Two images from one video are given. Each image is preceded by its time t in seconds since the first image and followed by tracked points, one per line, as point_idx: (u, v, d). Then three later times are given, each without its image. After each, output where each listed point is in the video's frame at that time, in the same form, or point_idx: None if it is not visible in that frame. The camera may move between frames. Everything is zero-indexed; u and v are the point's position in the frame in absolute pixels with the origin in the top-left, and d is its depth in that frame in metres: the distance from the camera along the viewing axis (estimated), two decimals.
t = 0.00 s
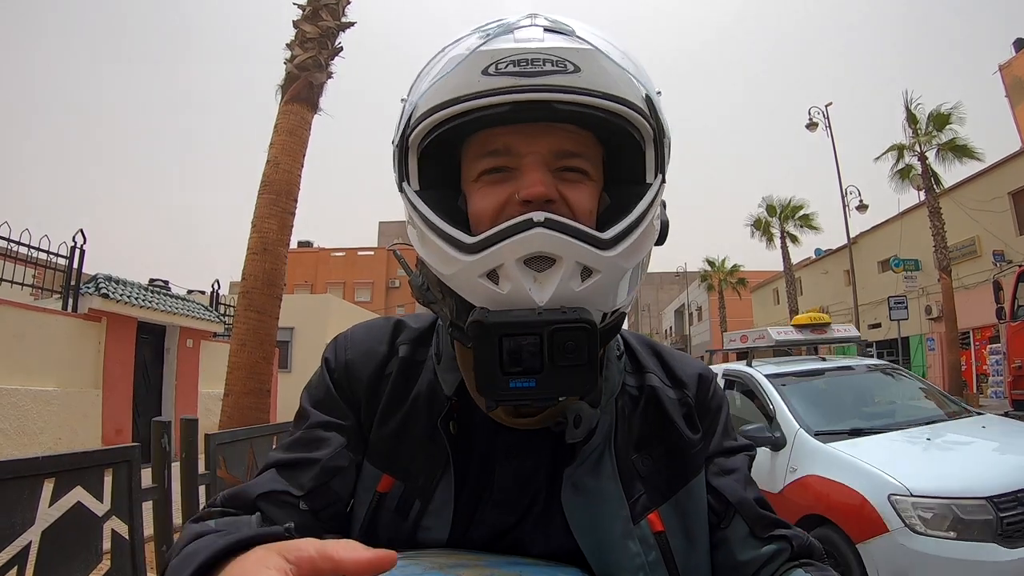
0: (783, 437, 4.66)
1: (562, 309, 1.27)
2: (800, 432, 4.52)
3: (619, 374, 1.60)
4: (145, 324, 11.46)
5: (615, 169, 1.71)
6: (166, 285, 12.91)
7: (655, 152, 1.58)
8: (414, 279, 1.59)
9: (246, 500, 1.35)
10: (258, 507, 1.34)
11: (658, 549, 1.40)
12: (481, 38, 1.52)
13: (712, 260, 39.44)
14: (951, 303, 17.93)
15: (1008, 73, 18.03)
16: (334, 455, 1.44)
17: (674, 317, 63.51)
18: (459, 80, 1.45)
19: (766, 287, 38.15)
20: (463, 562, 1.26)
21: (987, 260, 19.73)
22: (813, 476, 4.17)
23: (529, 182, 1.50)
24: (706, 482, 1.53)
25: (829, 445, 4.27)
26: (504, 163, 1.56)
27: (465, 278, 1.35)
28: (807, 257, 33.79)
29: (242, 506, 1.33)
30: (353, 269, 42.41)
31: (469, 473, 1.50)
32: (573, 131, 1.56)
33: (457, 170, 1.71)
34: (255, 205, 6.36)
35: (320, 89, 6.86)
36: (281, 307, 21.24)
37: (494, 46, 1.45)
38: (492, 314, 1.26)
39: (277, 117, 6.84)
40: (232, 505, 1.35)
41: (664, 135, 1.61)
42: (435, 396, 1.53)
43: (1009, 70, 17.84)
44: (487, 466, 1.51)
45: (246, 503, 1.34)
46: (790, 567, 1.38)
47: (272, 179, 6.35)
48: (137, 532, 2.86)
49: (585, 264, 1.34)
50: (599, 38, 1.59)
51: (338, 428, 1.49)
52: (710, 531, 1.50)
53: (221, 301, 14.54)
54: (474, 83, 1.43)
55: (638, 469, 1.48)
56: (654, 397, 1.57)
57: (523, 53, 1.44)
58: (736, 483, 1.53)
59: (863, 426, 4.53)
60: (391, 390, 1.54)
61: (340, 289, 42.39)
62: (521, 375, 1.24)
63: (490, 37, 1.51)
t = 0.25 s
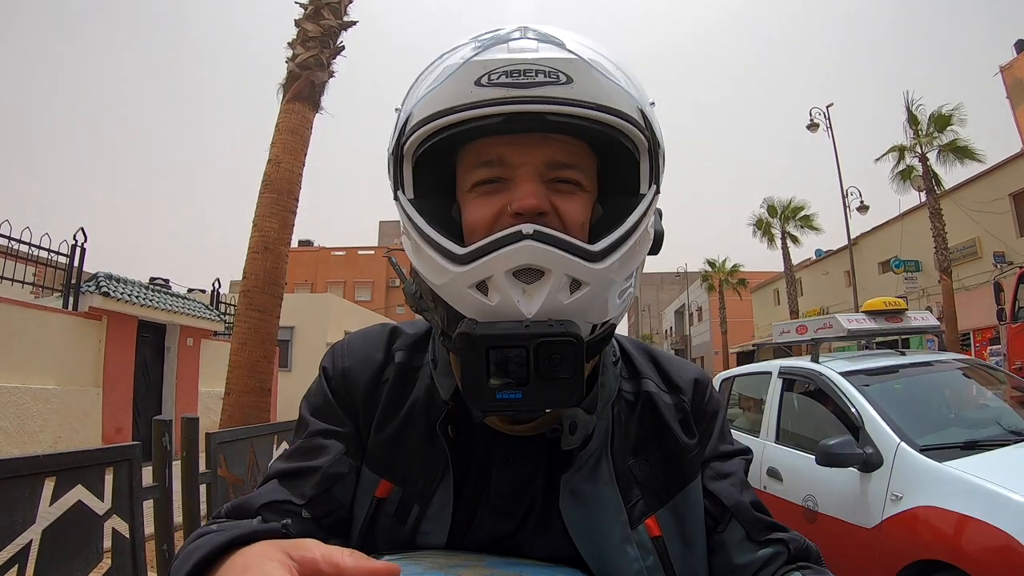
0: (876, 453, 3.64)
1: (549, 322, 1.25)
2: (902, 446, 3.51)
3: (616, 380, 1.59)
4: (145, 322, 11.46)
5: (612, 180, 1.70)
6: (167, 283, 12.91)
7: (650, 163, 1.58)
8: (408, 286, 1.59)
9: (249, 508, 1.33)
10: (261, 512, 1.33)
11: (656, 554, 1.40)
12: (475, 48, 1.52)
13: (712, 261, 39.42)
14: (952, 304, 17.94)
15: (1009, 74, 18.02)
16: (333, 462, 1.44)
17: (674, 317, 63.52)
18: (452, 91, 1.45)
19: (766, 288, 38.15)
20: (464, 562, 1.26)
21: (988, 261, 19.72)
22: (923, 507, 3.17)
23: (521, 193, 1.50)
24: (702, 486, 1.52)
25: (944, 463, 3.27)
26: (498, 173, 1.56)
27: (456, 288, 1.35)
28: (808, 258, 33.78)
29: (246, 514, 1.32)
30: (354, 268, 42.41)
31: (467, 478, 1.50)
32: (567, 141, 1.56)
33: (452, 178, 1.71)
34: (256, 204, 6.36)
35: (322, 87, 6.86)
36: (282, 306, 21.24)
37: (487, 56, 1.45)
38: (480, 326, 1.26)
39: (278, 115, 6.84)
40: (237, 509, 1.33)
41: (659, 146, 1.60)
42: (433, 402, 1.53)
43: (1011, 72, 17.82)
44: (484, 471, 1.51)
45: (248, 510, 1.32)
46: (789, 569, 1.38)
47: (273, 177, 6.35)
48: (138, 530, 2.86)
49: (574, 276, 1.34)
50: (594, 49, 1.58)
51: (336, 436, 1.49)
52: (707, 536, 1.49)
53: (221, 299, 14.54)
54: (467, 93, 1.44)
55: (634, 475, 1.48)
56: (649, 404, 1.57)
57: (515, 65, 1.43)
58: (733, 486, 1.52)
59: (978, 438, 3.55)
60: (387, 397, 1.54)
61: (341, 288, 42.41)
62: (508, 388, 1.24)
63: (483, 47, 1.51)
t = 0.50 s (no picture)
0: None
1: (551, 321, 1.26)
2: None
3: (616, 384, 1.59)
4: (145, 320, 11.45)
5: (611, 182, 1.71)
6: (167, 282, 12.90)
7: (649, 164, 1.58)
8: (406, 289, 1.59)
9: (249, 514, 1.34)
10: (261, 515, 1.33)
11: (655, 558, 1.40)
12: (474, 48, 1.53)
13: (712, 261, 39.42)
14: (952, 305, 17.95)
15: (1010, 75, 17.99)
16: (332, 467, 1.45)
17: (674, 317, 63.55)
18: (451, 92, 1.45)
19: (766, 288, 38.15)
20: (464, 563, 1.25)
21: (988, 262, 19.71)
22: None
23: (521, 195, 1.49)
24: (702, 491, 1.52)
25: None
26: (497, 174, 1.55)
27: (456, 288, 1.35)
28: (808, 258, 33.78)
29: (245, 519, 1.32)
30: (354, 267, 42.42)
31: (467, 483, 1.50)
32: (567, 143, 1.56)
33: (451, 180, 1.71)
34: (256, 203, 6.35)
35: (322, 86, 6.86)
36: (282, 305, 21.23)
37: (486, 57, 1.46)
38: (481, 324, 1.25)
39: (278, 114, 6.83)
40: (238, 513, 1.33)
41: (658, 147, 1.60)
42: (432, 406, 1.53)
43: (1011, 72, 17.80)
44: (484, 475, 1.51)
45: (248, 515, 1.32)
46: None
47: (273, 176, 6.35)
48: (137, 528, 2.86)
49: (577, 276, 1.34)
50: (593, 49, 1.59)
51: (335, 440, 1.49)
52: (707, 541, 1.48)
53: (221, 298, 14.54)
54: (467, 93, 1.44)
55: (634, 479, 1.48)
56: (650, 407, 1.57)
57: (514, 64, 1.44)
58: (733, 492, 1.52)
59: None
60: (386, 400, 1.54)
61: (341, 287, 42.42)
62: (511, 386, 1.25)
63: (483, 48, 1.52)
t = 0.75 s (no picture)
0: None
1: (568, 336, 1.27)
2: None
3: (618, 384, 1.60)
4: (145, 320, 11.45)
5: (622, 187, 1.71)
6: (167, 281, 12.90)
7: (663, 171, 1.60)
8: (413, 289, 1.59)
9: (250, 514, 1.35)
10: (262, 515, 1.34)
11: (656, 558, 1.40)
12: (493, 47, 1.53)
13: (712, 261, 39.43)
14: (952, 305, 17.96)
15: (1010, 75, 17.96)
16: (333, 465, 1.45)
17: (674, 317, 63.57)
18: (470, 92, 1.45)
19: (766, 288, 38.17)
20: (463, 562, 1.26)
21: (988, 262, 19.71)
22: None
23: (537, 200, 1.50)
24: (703, 491, 1.51)
25: None
26: (512, 176, 1.55)
27: (470, 295, 1.34)
28: (808, 258, 33.80)
29: (246, 519, 1.33)
30: (354, 267, 42.43)
31: (467, 481, 1.50)
32: (584, 147, 1.56)
33: (461, 180, 1.70)
34: (256, 203, 6.36)
35: (322, 86, 6.86)
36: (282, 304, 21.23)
37: (508, 57, 1.46)
38: (499, 338, 1.26)
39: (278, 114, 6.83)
40: (239, 512, 1.35)
41: (671, 154, 1.62)
42: (433, 404, 1.53)
43: (1011, 72, 17.79)
44: (484, 473, 1.51)
45: (249, 515, 1.34)
46: None
47: (273, 176, 6.35)
48: (136, 528, 2.86)
49: (593, 287, 1.35)
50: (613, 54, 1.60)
51: (335, 438, 1.49)
52: (707, 541, 1.48)
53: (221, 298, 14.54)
54: (488, 94, 1.44)
55: (635, 479, 1.49)
56: (652, 408, 1.57)
57: (536, 67, 1.44)
58: (734, 491, 1.52)
59: None
60: (386, 398, 1.54)
61: (341, 287, 42.44)
62: (526, 400, 1.25)
63: (502, 48, 1.52)
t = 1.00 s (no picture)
0: None
1: (570, 322, 1.27)
2: None
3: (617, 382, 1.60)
4: (144, 320, 11.44)
5: (621, 183, 1.72)
6: (166, 281, 12.90)
7: (660, 167, 1.60)
8: (414, 281, 1.59)
9: (251, 512, 1.36)
10: (264, 512, 1.36)
11: (654, 557, 1.41)
12: (493, 43, 1.54)
13: (712, 261, 39.45)
14: (951, 305, 17.97)
15: (1010, 75, 17.85)
16: (332, 463, 1.45)
17: (674, 317, 63.61)
18: (471, 86, 1.46)
19: (766, 288, 38.20)
20: (462, 561, 1.26)
21: (988, 262, 19.71)
22: None
23: (538, 192, 1.51)
24: (702, 489, 1.51)
25: None
26: (513, 170, 1.56)
27: (471, 283, 1.35)
28: (807, 258, 33.82)
29: (247, 517, 1.35)
30: (353, 267, 42.44)
31: (466, 479, 1.50)
32: (583, 141, 1.57)
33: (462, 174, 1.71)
34: (255, 203, 6.36)
35: (321, 86, 6.86)
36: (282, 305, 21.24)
37: (508, 52, 1.46)
38: (500, 323, 1.26)
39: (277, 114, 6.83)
40: (241, 508, 1.37)
41: (670, 149, 1.62)
42: (431, 402, 1.53)
43: (1011, 72, 17.78)
44: (483, 470, 1.51)
45: (249, 513, 1.35)
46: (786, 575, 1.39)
47: (272, 175, 6.35)
48: (134, 527, 2.86)
49: (593, 276, 1.36)
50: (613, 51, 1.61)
51: (334, 435, 1.50)
52: (706, 539, 1.48)
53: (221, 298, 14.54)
54: (488, 88, 1.45)
55: (634, 478, 1.49)
56: (650, 406, 1.57)
57: (536, 62, 1.45)
58: (733, 491, 1.51)
59: None
60: (385, 396, 1.54)
61: (341, 287, 42.45)
62: (526, 386, 1.24)
63: (502, 43, 1.52)
